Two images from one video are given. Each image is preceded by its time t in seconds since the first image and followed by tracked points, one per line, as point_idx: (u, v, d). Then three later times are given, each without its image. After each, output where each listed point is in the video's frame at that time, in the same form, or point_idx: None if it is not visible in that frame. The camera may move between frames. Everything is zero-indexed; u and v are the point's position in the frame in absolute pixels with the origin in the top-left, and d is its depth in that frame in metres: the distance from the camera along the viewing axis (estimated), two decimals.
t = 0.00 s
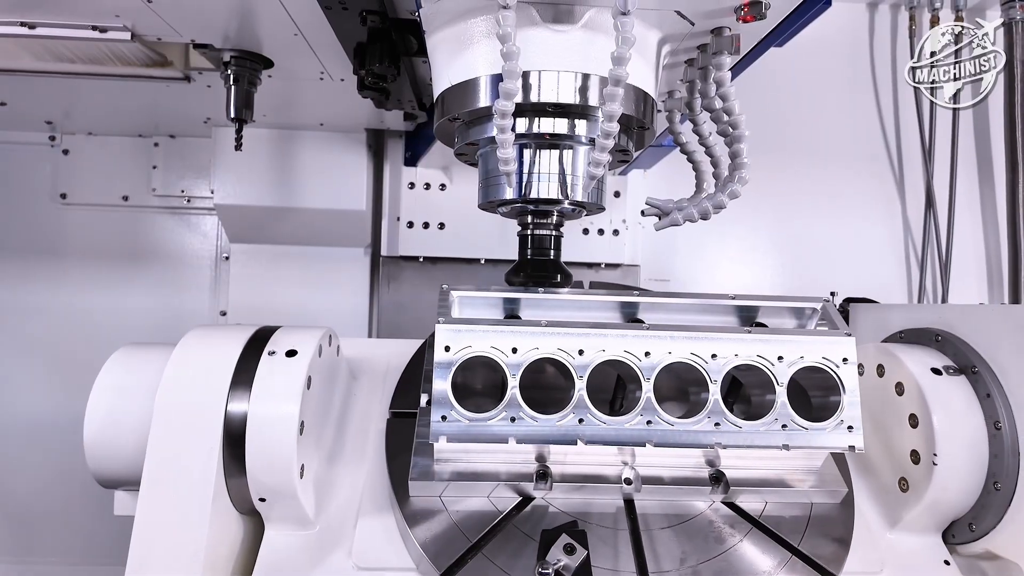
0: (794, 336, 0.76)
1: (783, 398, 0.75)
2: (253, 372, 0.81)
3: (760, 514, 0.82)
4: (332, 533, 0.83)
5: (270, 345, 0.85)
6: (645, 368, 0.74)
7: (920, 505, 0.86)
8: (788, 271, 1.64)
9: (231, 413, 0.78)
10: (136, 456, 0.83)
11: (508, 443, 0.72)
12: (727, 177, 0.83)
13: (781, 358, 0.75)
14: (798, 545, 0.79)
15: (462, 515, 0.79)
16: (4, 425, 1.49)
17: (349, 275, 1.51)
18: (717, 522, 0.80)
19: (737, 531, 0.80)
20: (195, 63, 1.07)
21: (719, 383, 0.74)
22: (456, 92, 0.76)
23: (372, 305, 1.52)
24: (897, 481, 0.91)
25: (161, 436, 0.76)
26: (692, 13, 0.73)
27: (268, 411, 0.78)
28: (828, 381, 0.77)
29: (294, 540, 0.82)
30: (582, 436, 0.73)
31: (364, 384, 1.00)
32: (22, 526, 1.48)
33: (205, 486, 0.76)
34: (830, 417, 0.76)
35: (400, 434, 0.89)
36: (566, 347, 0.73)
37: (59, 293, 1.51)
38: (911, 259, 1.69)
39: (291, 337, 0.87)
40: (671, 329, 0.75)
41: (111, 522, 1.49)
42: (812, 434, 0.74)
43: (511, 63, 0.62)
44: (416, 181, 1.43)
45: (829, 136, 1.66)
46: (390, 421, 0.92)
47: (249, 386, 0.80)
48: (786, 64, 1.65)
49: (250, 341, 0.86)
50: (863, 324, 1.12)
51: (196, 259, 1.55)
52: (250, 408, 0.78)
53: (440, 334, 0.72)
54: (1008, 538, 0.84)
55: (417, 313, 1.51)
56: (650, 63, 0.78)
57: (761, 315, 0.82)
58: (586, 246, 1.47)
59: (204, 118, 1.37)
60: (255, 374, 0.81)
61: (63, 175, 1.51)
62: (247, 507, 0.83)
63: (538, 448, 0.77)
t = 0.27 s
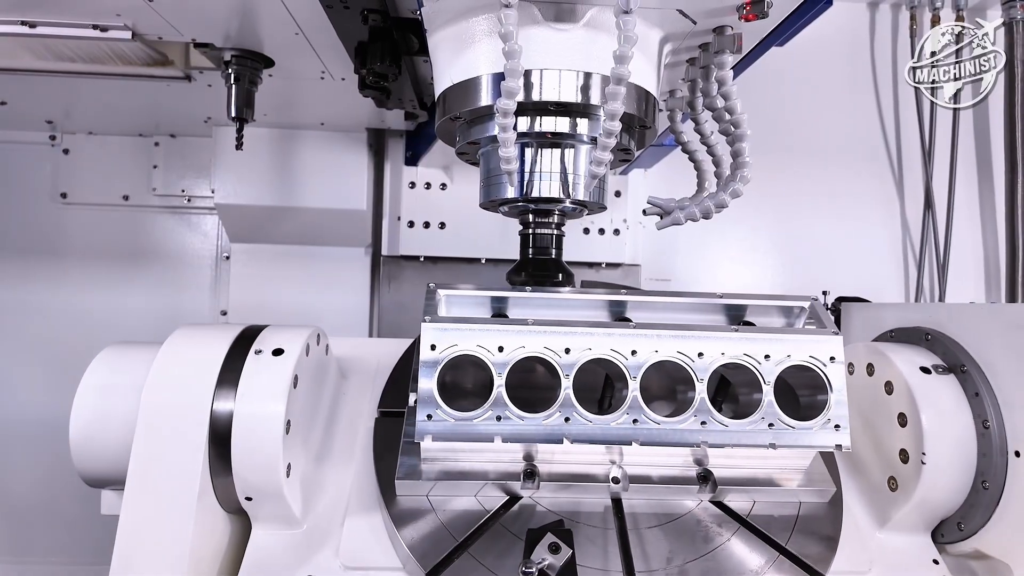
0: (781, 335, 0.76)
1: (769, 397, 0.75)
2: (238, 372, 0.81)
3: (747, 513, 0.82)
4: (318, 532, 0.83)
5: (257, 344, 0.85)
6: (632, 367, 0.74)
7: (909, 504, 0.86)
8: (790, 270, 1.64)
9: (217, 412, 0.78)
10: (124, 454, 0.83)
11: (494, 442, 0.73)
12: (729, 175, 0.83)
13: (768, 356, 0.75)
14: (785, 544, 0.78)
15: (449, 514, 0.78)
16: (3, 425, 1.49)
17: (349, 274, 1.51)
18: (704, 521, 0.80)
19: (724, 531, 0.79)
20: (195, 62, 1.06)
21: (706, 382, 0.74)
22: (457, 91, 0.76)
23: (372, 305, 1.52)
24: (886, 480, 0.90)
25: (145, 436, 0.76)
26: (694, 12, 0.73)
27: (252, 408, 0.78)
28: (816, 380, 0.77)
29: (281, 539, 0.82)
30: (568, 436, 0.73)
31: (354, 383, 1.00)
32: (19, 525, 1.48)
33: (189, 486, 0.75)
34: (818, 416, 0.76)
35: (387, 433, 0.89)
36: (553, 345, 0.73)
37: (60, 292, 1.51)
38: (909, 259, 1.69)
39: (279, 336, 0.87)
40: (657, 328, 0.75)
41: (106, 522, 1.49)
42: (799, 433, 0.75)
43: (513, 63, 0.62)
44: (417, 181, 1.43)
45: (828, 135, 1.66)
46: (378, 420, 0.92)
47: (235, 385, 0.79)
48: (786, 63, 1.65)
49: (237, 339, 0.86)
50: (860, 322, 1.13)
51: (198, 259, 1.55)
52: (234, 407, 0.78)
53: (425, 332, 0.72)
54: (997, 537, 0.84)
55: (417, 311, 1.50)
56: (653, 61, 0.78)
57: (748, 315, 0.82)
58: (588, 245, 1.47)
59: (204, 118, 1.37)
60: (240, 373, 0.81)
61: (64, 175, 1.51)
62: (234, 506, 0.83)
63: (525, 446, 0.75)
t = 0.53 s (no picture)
0: (763, 336, 0.76)
1: (751, 397, 0.75)
2: (220, 374, 0.80)
3: (731, 514, 0.81)
4: (302, 533, 0.82)
5: (239, 345, 0.84)
6: (614, 367, 0.73)
7: (894, 505, 0.85)
8: (790, 270, 1.64)
9: (199, 412, 0.78)
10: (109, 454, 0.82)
11: (475, 443, 0.72)
12: (730, 176, 0.83)
13: (750, 357, 0.75)
14: (768, 545, 0.78)
15: (430, 514, 0.78)
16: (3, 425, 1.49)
17: (349, 276, 1.51)
18: (687, 522, 0.80)
19: (707, 532, 0.79)
20: (196, 63, 1.06)
21: (687, 382, 0.74)
22: (458, 92, 0.76)
23: (372, 306, 1.52)
24: (871, 480, 0.90)
25: (127, 436, 0.76)
26: (694, 12, 0.73)
27: (234, 408, 0.77)
28: (798, 381, 0.77)
29: (264, 540, 0.82)
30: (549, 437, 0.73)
31: (341, 383, 1.00)
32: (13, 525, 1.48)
33: (171, 487, 0.75)
34: (800, 416, 0.76)
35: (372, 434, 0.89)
36: (534, 346, 0.73)
37: (59, 293, 1.51)
38: (906, 259, 1.69)
39: (261, 336, 0.86)
40: (639, 328, 0.75)
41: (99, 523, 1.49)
42: (781, 434, 0.74)
43: (513, 63, 0.62)
44: (417, 181, 1.43)
45: (828, 135, 1.66)
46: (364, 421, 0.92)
47: (218, 385, 0.79)
48: (786, 63, 1.65)
49: (220, 339, 0.85)
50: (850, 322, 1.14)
51: (198, 259, 1.55)
52: (217, 408, 0.78)
53: (406, 333, 0.72)
54: (982, 538, 0.84)
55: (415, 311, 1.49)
56: (653, 62, 0.78)
57: (732, 314, 0.82)
58: (589, 246, 1.47)
59: (204, 118, 1.37)
60: (224, 374, 0.80)
61: (64, 175, 1.51)
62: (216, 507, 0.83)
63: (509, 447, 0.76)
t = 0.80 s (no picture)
0: (742, 336, 0.77)
1: (730, 396, 0.76)
2: (202, 372, 0.81)
3: (713, 513, 0.82)
4: (282, 533, 0.82)
5: (221, 344, 0.84)
6: (593, 367, 0.75)
7: (876, 504, 0.85)
8: (789, 272, 1.65)
9: (179, 411, 0.78)
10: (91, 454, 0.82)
11: (455, 442, 0.75)
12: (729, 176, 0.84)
13: (729, 356, 0.76)
14: (750, 545, 0.79)
15: (411, 514, 0.79)
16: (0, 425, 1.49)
17: (349, 278, 1.51)
18: (669, 521, 0.81)
19: (688, 531, 0.80)
20: (195, 62, 1.06)
21: (667, 381, 0.76)
22: (457, 92, 0.76)
23: (371, 304, 1.52)
24: (855, 480, 0.90)
25: (106, 435, 0.76)
26: (693, 13, 0.73)
27: (215, 407, 0.77)
28: (778, 380, 0.79)
29: (245, 540, 0.82)
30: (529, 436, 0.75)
31: (326, 383, 1.00)
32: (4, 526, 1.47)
33: (151, 487, 0.75)
34: (779, 415, 0.78)
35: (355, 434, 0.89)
36: (514, 345, 0.75)
37: (59, 293, 1.51)
38: (902, 261, 1.69)
39: (243, 336, 0.86)
40: (619, 328, 0.77)
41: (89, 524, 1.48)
42: (759, 433, 0.76)
43: (511, 63, 0.62)
44: (416, 181, 1.42)
45: (826, 135, 1.66)
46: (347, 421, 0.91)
47: (198, 385, 0.79)
48: (784, 63, 1.65)
49: (202, 339, 0.85)
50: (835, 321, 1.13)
51: (197, 259, 1.55)
52: (196, 407, 0.78)
53: (388, 332, 0.74)
54: (963, 537, 0.84)
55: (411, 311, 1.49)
56: (651, 63, 0.78)
57: (715, 313, 0.83)
58: (587, 247, 1.47)
59: (204, 118, 1.37)
60: (205, 373, 0.81)
61: (64, 175, 1.51)
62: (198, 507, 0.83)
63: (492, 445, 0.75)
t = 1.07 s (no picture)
0: (726, 337, 0.78)
1: (714, 397, 0.77)
2: (185, 373, 0.81)
3: (698, 514, 0.83)
4: (267, 534, 0.82)
5: (205, 346, 0.84)
6: (577, 368, 0.76)
7: (861, 505, 0.86)
8: (789, 272, 1.65)
9: (163, 412, 0.78)
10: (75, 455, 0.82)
11: (437, 444, 0.75)
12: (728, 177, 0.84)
13: (713, 357, 0.77)
14: (734, 546, 0.79)
15: (395, 514, 0.79)
16: None
17: (351, 279, 1.51)
18: (653, 522, 0.81)
19: (672, 532, 0.81)
20: (194, 64, 1.06)
21: (650, 382, 0.76)
22: (456, 93, 0.76)
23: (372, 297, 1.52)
24: (841, 481, 0.90)
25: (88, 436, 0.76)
26: (692, 15, 0.73)
27: (198, 407, 0.78)
28: (763, 381, 0.79)
29: (230, 541, 0.82)
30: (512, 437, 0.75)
31: (313, 384, 1.01)
32: None
33: (135, 488, 0.75)
34: (764, 416, 0.78)
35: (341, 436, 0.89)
36: (498, 346, 0.75)
37: (59, 293, 1.51)
38: (898, 263, 1.69)
39: (227, 337, 0.86)
40: (603, 329, 0.77)
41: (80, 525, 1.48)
42: (742, 434, 0.77)
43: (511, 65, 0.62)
44: (416, 182, 1.43)
45: (823, 137, 1.66)
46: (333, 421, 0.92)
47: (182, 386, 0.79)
48: (782, 64, 1.65)
49: (186, 340, 0.85)
50: (824, 321, 1.13)
51: (196, 260, 1.55)
52: (180, 408, 0.78)
53: (370, 334, 0.74)
54: (947, 537, 0.84)
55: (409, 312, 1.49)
56: (650, 65, 0.78)
57: (700, 315, 0.85)
58: (587, 248, 1.47)
59: (204, 119, 1.37)
60: (188, 374, 0.81)
61: (63, 176, 1.51)
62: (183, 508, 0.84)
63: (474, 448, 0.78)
